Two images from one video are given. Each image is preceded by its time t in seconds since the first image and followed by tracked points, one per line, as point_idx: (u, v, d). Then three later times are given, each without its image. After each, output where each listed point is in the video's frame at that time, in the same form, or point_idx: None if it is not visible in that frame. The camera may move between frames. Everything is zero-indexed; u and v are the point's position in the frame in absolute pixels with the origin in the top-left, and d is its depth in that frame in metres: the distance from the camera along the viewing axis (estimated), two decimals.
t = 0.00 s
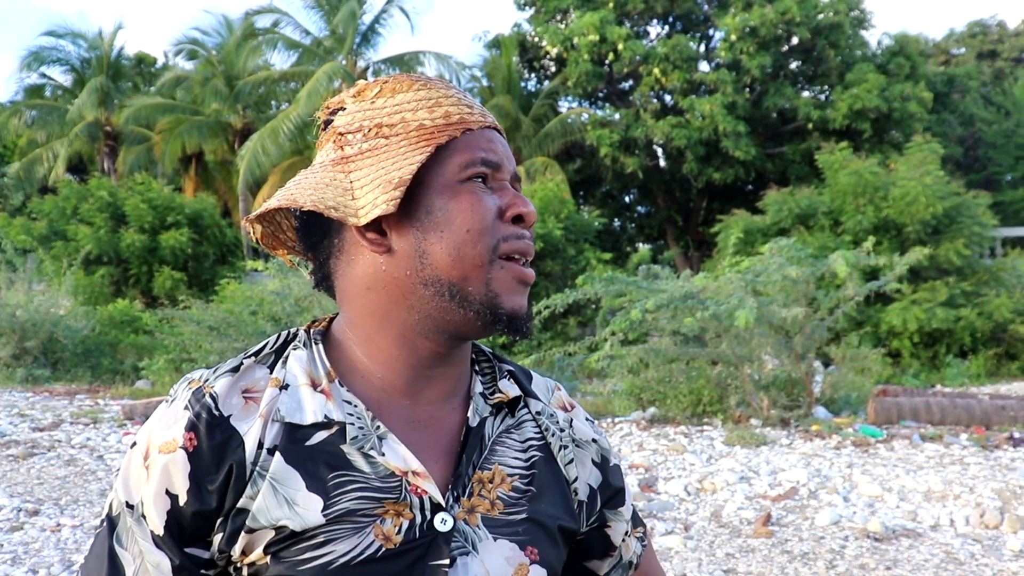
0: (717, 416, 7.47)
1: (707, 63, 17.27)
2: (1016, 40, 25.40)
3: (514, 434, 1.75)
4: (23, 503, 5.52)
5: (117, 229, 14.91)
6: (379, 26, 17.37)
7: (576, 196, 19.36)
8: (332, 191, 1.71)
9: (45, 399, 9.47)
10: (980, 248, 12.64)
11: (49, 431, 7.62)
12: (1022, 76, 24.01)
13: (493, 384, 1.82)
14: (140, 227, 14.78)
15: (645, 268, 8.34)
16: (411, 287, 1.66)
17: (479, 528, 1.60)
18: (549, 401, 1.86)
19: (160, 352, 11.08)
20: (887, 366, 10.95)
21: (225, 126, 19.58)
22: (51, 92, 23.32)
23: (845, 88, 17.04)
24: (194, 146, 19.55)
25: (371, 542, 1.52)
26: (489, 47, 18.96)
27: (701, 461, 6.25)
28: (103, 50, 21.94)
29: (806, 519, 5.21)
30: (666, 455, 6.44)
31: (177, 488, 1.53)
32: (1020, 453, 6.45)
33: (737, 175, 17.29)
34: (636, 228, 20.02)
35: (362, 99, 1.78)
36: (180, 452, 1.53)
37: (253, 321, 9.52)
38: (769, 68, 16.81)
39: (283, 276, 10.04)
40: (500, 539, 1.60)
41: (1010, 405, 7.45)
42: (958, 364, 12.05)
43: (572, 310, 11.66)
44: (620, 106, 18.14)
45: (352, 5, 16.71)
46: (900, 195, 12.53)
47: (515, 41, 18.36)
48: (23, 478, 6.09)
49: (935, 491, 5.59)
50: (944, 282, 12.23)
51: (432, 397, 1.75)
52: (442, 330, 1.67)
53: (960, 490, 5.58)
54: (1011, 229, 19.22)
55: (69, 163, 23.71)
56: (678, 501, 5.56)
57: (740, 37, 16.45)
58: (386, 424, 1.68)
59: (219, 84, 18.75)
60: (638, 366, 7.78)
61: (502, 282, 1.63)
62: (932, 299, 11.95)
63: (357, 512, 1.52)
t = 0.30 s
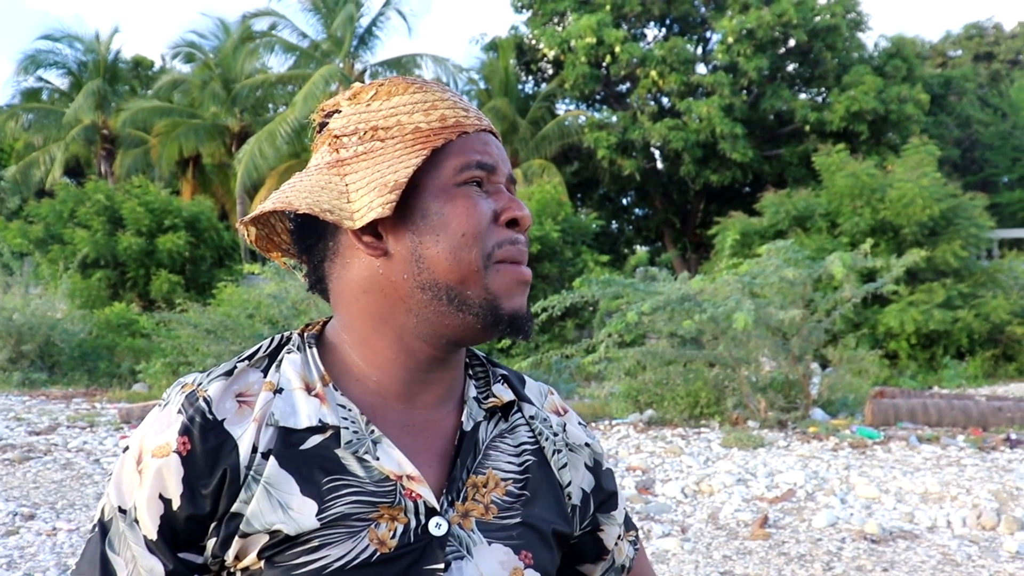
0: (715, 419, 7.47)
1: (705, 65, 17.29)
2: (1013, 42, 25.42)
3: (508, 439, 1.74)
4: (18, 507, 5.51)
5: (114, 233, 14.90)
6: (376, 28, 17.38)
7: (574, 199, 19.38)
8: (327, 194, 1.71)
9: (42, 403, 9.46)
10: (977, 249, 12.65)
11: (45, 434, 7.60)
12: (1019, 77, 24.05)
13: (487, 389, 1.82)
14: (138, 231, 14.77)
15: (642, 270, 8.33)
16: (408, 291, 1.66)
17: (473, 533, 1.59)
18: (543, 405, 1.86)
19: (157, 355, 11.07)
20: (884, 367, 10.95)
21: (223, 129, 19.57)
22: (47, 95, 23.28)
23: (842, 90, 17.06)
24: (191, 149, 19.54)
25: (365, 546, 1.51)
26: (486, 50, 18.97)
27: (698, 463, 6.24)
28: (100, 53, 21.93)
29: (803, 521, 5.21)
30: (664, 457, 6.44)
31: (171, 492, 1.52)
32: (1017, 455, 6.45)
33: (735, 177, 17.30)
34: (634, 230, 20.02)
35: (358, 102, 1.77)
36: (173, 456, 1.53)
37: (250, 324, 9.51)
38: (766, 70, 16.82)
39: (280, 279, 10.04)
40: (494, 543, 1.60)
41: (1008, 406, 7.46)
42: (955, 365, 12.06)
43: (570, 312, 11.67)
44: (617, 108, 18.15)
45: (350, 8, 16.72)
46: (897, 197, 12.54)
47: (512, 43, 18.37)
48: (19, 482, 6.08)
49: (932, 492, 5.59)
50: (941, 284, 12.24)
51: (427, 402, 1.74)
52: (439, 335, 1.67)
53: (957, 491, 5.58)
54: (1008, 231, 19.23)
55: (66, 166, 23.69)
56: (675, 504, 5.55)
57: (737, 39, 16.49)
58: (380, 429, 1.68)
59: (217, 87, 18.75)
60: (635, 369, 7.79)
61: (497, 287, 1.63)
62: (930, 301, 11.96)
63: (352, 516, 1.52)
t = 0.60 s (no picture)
0: (712, 420, 7.47)
1: (702, 67, 17.30)
2: (1010, 42, 25.43)
3: (499, 443, 1.74)
4: (17, 510, 5.50)
5: (112, 236, 14.89)
6: (374, 31, 17.39)
7: (572, 200, 19.39)
8: (321, 197, 1.70)
9: (40, 406, 9.45)
10: (975, 250, 12.65)
11: (43, 437, 7.59)
12: (1016, 78, 24.06)
13: (478, 392, 1.82)
14: (135, 234, 14.76)
15: (640, 272, 8.31)
16: (401, 295, 1.65)
17: (464, 537, 1.59)
18: (534, 410, 1.85)
19: (155, 358, 11.05)
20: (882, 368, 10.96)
21: (221, 132, 19.55)
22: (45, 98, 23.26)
23: (840, 91, 17.07)
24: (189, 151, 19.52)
25: (355, 551, 1.50)
26: (484, 52, 18.98)
27: (696, 465, 6.23)
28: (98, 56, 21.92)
29: (801, 523, 5.20)
30: (661, 458, 6.43)
31: (161, 496, 1.51)
32: (1015, 456, 6.44)
33: (732, 178, 17.30)
34: (632, 232, 20.01)
35: (352, 105, 1.77)
36: (164, 459, 1.52)
37: (248, 327, 9.51)
38: (764, 72, 16.83)
39: (278, 281, 10.03)
40: (484, 548, 1.59)
41: (1007, 406, 7.45)
42: (954, 366, 12.06)
43: (568, 314, 11.67)
44: (615, 110, 18.15)
45: (347, 10, 16.72)
46: (895, 198, 12.54)
47: (509, 46, 18.37)
48: (17, 485, 6.07)
49: (930, 493, 5.59)
50: (938, 285, 12.24)
51: (419, 406, 1.73)
52: (431, 338, 1.66)
53: (955, 492, 5.58)
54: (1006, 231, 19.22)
55: (64, 169, 23.67)
56: (673, 505, 5.55)
57: (735, 40, 16.50)
58: (371, 432, 1.67)
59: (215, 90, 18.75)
60: (633, 370, 7.78)
61: (489, 291, 1.62)
62: (928, 302, 11.96)
63: (342, 520, 1.51)
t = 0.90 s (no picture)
0: (721, 419, 7.45)
1: (709, 66, 17.27)
2: (1019, 39, 25.33)
3: (505, 443, 1.73)
4: (29, 511, 5.52)
5: (121, 238, 14.93)
6: (380, 32, 17.41)
7: (579, 200, 19.38)
8: (328, 196, 1.69)
9: (51, 408, 9.48)
10: (984, 248, 12.60)
11: (54, 439, 7.62)
12: None
13: (484, 391, 1.81)
14: (144, 236, 14.80)
15: (648, 271, 8.29)
16: (410, 293, 1.65)
17: (470, 538, 1.58)
18: (540, 409, 1.85)
19: (165, 360, 11.07)
20: (891, 367, 10.93)
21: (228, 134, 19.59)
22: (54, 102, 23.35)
23: (847, 89, 17.02)
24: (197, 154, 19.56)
25: (360, 552, 1.50)
26: (490, 52, 18.98)
27: (704, 464, 6.22)
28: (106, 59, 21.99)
29: (810, 522, 5.19)
30: (670, 458, 6.41)
31: (167, 496, 1.51)
32: None
33: (740, 177, 17.26)
34: (640, 232, 19.98)
35: (358, 105, 1.77)
36: (169, 460, 1.52)
37: (257, 328, 9.53)
38: (770, 70, 16.79)
39: (286, 282, 10.05)
40: (490, 548, 1.59)
41: (1017, 405, 7.41)
42: (963, 365, 12.02)
43: (576, 314, 11.66)
44: (622, 109, 18.13)
45: (353, 12, 16.75)
46: (903, 196, 12.50)
47: (515, 46, 18.37)
48: (29, 486, 6.09)
49: (940, 492, 5.57)
50: (948, 283, 12.19)
51: (426, 406, 1.73)
52: (440, 338, 1.66)
53: (965, 491, 5.55)
54: (1015, 229, 19.12)
55: (73, 172, 23.74)
56: (681, 505, 5.53)
57: (741, 39, 16.48)
58: (378, 433, 1.67)
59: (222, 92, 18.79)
60: (641, 370, 7.76)
61: (499, 290, 1.62)
62: (937, 300, 11.92)
63: (348, 522, 1.51)
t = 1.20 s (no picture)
0: (727, 418, 7.44)
1: (713, 65, 17.26)
2: None
3: (507, 439, 1.74)
4: (35, 512, 5.54)
5: (127, 240, 14.96)
6: (384, 33, 17.43)
7: (584, 200, 19.37)
8: (330, 194, 1.69)
9: (57, 410, 9.50)
10: (990, 245, 12.58)
11: (61, 440, 7.64)
12: None
13: (486, 386, 1.82)
14: (149, 238, 14.83)
15: (653, 270, 8.27)
16: (412, 290, 1.65)
17: (474, 535, 1.58)
18: (542, 405, 1.85)
19: (171, 361, 11.09)
20: (897, 366, 10.91)
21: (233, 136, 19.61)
22: (59, 105, 23.40)
23: (852, 87, 17.01)
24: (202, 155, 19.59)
25: (364, 550, 1.51)
26: (494, 53, 18.99)
27: (710, 463, 6.21)
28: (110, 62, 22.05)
29: (816, 520, 5.18)
30: (676, 457, 6.41)
31: (170, 494, 1.52)
32: None
33: (745, 176, 17.24)
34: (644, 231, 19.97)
35: (358, 102, 1.77)
36: (172, 457, 1.53)
37: (262, 329, 9.55)
38: (775, 69, 16.78)
39: (291, 283, 10.06)
40: (494, 545, 1.59)
41: None
42: (970, 363, 12.00)
43: (581, 313, 11.66)
44: (626, 109, 18.12)
45: (357, 13, 16.77)
46: (908, 194, 12.48)
47: (519, 46, 18.37)
48: (36, 488, 6.11)
49: (947, 490, 5.55)
50: (953, 281, 12.17)
51: (428, 402, 1.74)
52: (443, 334, 1.66)
53: (972, 489, 5.54)
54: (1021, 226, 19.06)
55: (78, 175, 23.79)
56: (687, 504, 5.53)
57: (745, 38, 16.45)
58: (379, 428, 1.67)
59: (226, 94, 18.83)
60: (647, 369, 7.76)
61: (502, 285, 1.63)
62: (943, 298, 11.90)
63: (352, 519, 1.51)
